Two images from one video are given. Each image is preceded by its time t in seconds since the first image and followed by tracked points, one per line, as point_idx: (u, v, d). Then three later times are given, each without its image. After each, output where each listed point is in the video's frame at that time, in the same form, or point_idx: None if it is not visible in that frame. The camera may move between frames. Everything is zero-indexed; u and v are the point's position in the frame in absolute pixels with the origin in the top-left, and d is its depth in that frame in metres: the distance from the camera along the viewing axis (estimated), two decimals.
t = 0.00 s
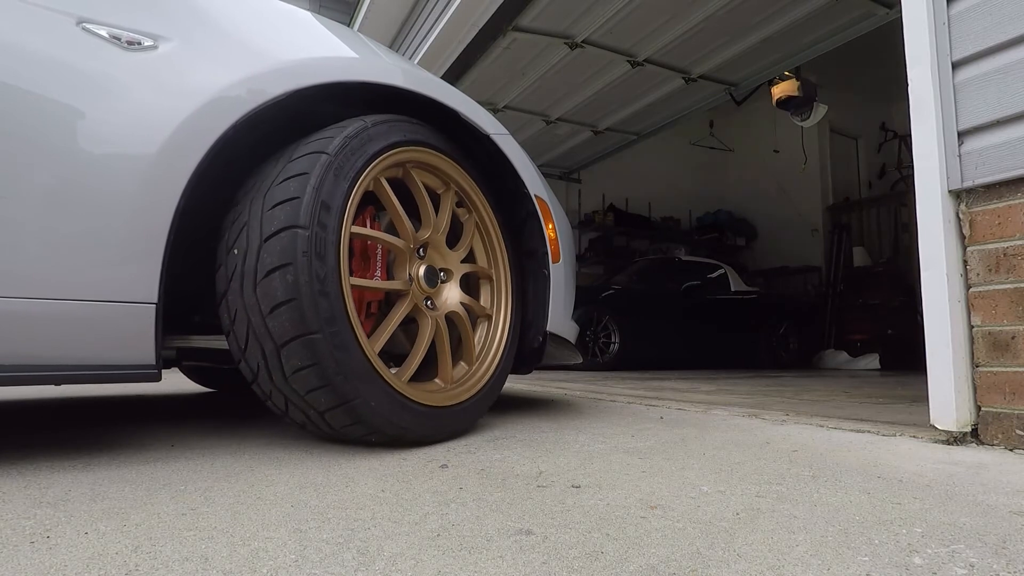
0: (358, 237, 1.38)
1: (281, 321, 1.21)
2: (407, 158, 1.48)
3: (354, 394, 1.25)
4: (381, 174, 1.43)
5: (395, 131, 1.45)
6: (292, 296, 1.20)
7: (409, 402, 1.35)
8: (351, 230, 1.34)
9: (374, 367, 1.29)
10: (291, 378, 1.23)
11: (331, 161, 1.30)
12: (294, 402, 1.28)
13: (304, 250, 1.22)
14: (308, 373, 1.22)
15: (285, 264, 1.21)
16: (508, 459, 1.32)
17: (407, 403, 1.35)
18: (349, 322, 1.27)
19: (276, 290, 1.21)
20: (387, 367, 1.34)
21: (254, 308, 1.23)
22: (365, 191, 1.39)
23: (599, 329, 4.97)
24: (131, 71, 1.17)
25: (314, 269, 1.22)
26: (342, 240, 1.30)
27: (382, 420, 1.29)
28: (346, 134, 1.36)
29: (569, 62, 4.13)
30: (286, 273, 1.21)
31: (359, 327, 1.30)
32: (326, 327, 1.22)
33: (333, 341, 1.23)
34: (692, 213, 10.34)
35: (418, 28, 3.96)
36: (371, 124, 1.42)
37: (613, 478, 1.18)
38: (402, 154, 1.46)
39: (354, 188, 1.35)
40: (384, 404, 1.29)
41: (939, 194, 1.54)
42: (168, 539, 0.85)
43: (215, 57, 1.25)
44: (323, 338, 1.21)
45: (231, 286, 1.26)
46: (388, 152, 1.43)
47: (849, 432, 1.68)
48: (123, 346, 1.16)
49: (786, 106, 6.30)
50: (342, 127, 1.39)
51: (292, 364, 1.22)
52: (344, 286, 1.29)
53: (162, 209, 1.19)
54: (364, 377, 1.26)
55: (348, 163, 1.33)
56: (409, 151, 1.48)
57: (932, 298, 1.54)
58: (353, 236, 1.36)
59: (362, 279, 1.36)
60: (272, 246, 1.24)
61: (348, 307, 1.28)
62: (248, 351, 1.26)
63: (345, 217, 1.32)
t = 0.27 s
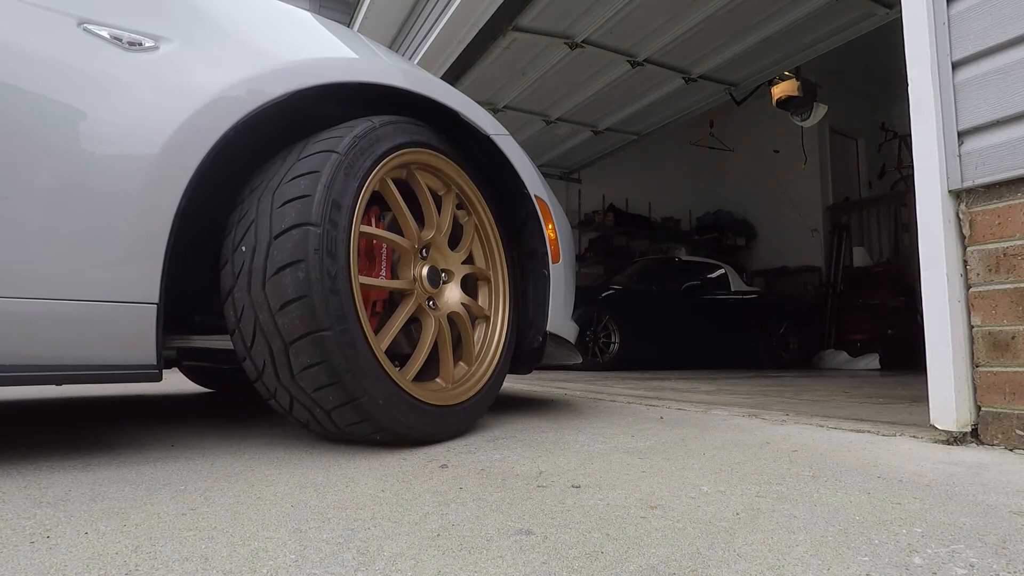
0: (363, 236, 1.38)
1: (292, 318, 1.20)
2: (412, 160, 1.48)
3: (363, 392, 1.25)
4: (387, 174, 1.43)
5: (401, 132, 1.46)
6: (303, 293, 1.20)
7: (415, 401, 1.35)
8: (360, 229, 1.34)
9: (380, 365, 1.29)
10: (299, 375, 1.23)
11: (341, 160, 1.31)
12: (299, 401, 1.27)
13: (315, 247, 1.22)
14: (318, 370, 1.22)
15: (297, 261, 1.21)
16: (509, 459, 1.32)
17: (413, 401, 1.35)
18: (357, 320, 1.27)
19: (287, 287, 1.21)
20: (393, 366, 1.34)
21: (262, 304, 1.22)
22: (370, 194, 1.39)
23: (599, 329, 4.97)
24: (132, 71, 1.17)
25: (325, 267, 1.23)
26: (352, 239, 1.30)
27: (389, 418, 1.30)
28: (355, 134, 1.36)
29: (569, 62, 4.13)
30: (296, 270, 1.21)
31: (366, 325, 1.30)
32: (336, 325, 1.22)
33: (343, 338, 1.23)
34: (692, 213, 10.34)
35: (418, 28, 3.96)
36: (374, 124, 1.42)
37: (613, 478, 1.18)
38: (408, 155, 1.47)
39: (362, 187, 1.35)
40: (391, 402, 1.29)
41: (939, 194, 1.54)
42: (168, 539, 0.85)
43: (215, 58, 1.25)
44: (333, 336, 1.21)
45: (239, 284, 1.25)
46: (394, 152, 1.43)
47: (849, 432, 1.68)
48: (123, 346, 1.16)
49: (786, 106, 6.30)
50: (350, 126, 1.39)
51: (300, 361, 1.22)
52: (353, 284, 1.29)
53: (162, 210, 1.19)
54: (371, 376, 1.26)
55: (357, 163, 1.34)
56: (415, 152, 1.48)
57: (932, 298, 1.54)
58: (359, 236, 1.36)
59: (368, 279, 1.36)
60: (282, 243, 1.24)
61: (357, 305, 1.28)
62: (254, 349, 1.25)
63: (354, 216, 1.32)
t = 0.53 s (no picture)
0: (365, 237, 1.38)
1: (296, 316, 1.20)
2: (413, 160, 1.48)
3: (365, 391, 1.25)
4: (389, 174, 1.43)
5: (403, 133, 1.46)
6: (307, 292, 1.20)
7: (417, 400, 1.36)
8: (363, 229, 1.34)
9: (383, 364, 1.29)
10: (302, 374, 1.23)
11: (345, 160, 1.31)
12: (301, 400, 1.27)
13: (319, 246, 1.22)
14: (321, 370, 1.22)
15: (301, 260, 1.21)
16: (508, 459, 1.32)
17: (414, 401, 1.35)
18: (361, 319, 1.27)
19: (291, 285, 1.21)
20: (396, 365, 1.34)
21: (265, 303, 1.22)
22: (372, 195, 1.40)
23: (599, 329, 4.97)
24: (132, 72, 1.17)
25: (329, 266, 1.23)
26: (355, 238, 1.31)
27: (392, 417, 1.30)
28: (359, 134, 1.37)
29: (569, 62, 4.13)
30: (300, 269, 1.21)
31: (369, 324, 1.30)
32: (340, 324, 1.23)
33: (347, 338, 1.23)
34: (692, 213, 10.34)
35: (418, 28, 3.96)
36: (374, 124, 1.41)
37: (613, 478, 1.18)
38: (411, 155, 1.47)
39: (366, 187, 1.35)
40: (394, 401, 1.30)
41: (939, 194, 1.54)
42: (168, 539, 0.85)
43: (216, 59, 1.25)
44: (337, 335, 1.22)
45: (241, 283, 1.25)
46: (397, 153, 1.44)
47: (849, 432, 1.68)
48: (123, 346, 1.16)
49: (786, 106, 6.30)
50: (354, 127, 1.39)
51: (303, 360, 1.22)
52: (358, 283, 1.29)
53: (162, 210, 1.19)
54: (373, 375, 1.26)
55: (360, 163, 1.34)
56: (417, 152, 1.49)
57: (932, 298, 1.54)
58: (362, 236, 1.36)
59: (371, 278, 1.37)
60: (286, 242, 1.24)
61: (361, 304, 1.28)
62: (256, 348, 1.25)
63: (358, 215, 1.32)
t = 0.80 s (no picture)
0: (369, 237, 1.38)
1: (304, 314, 1.20)
2: (417, 161, 1.49)
3: (372, 390, 1.25)
4: (394, 175, 1.43)
5: (408, 133, 1.47)
6: (315, 290, 1.20)
7: (420, 400, 1.36)
8: (370, 229, 1.34)
9: (388, 363, 1.29)
10: (308, 372, 1.23)
11: (353, 159, 1.31)
12: (306, 399, 1.27)
13: (328, 244, 1.23)
14: (328, 368, 1.22)
15: (310, 258, 1.21)
16: (508, 459, 1.32)
17: (419, 400, 1.35)
18: (367, 317, 1.27)
19: (300, 283, 1.21)
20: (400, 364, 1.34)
21: (272, 301, 1.22)
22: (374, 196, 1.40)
23: (599, 329, 4.97)
24: (132, 72, 1.17)
25: (338, 264, 1.23)
26: (363, 237, 1.31)
27: (397, 416, 1.30)
28: (365, 134, 1.37)
29: (570, 62, 4.13)
30: (309, 267, 1.21)
31: (374, 323, 1.30)
32: (349, 322, 1.23)
33: (355, 336, 1.23)
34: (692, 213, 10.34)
35: (418, 28, 3.96)
36: (377, 124, 1.41)
37: (613, 478, 1.18)
38: (415, 155, 1.47)
39: (371, 187, 1.35)
40: (399, 400, 1.30)
41: (939, 194, 1.54)
42: (168, 539, 0.85)
43: (216, 59, 1.25)
44: (345, 333, 1.22)
45: (247, 281, 1.25)
46: (401, 153, 1.44)
47: (849, 432, 1.68)
48: (123, 346, 1.16)
49: (786, 106, 6.31)
50: (359, 127, 1.39)
51: (310, 359, 1.22)
52: (365, 282, 1.29)
53: (163, 210, 1.18)
54: (379, 373, 1.26)
55: (366, 163, 1.34)
56: (422, 152, 1.49)
57: (932, 298, 1.54)
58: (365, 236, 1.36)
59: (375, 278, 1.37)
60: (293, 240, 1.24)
61: (367, 303, 1.28)
62: (261, 347, 1.25)
63: (365, 215, 1.33)
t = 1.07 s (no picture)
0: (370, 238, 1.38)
1: (305, 314, 1.20)
2: (418, 160, 1.49)
3: (372, 390, 1.25)
4: (394, 175, 1.43)
5: (409, 133, 1.47)
6: (316, 290, 1.20)
7: (420, 400, 1.36)
8: (370, 228, 1.34)
9: (389, 362, 1.29)
10: (308, 372, 1.23)
11: (354, 159, 1.31)
12: (306, 399, 1.27)
13: (329, 244, 1.23)
14: (328, 367, 1.22)
15: (310, 257, 1.21)
16: (508, 459, 1.32)
17: (419, 400, 1.35)
18: (368, 317, 1.27)
19: (300, 283, 1.21)
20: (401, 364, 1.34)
21: (273, 300, 1.22)
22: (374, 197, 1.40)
23: (599, 329, 4.97)
24: (133, 73, 1.17)
25: (338, 264, 1.23)
26: (363, 237, 1.31)
27: (397, 416, 1.30)
28: (365, 134, 1.37)
29: (570, 62, 4.13)
30: (310, 266, 1.21)
31: (375, 322, 1.30)
32: (349, 322, 1.23)
33: (355, 336, 1.23)
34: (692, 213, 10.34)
35: (418, 28, 3.96)
36: (377, 125, 1.41)
37: (613, 478, 1.18)
38: (416, 155, 1.48)
39: (372, 187, 1.35)
40: (400, 400, 1.30)
41: (939, 194, 1.54)
42: (168, 539, 0.85)
43: (216, 59, 1.25)
44: (346, 333, 1.22)
45: (247, 281, 1.25)
46: (402, 153, 1.44)
47: (849, 432, 1.68)
48: (124, 346, 1.16)
49: (786, 106, 6.31)
50: (359, 127, 1.39)
51: (311, 358, 1.22)
52: (366, 281, 1.29)
53: (163, 210, 1.19)
54: (379, 373, 1.26)
55: (366, 164, 1.34)
56: (423, 152, 1.49)
57: (932, 298, 1.54)
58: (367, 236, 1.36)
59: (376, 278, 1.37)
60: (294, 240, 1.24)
61: (368, 303, 1.28)
62: (261, 346, 1.25)
63: (365, 215, 1.33)
